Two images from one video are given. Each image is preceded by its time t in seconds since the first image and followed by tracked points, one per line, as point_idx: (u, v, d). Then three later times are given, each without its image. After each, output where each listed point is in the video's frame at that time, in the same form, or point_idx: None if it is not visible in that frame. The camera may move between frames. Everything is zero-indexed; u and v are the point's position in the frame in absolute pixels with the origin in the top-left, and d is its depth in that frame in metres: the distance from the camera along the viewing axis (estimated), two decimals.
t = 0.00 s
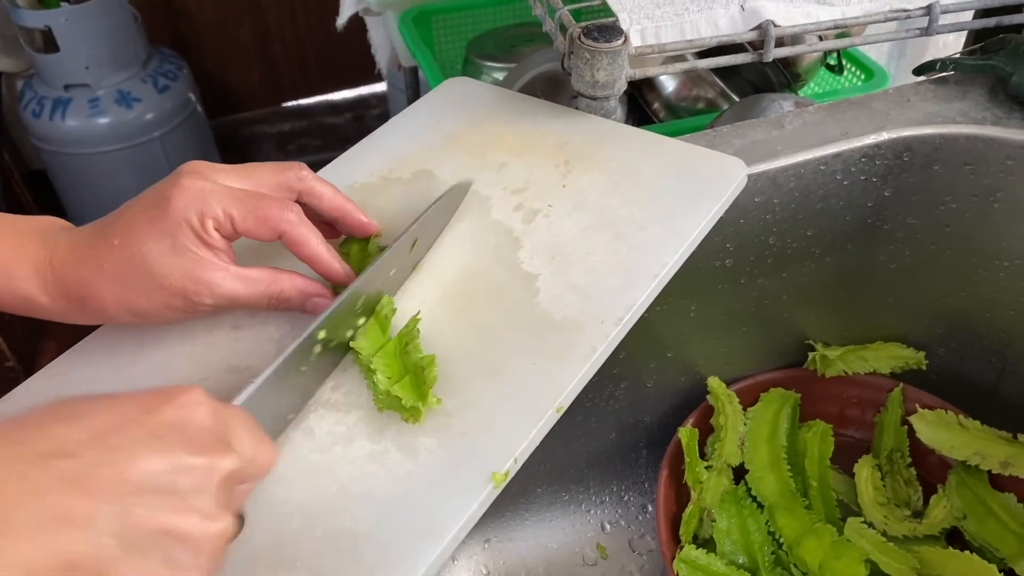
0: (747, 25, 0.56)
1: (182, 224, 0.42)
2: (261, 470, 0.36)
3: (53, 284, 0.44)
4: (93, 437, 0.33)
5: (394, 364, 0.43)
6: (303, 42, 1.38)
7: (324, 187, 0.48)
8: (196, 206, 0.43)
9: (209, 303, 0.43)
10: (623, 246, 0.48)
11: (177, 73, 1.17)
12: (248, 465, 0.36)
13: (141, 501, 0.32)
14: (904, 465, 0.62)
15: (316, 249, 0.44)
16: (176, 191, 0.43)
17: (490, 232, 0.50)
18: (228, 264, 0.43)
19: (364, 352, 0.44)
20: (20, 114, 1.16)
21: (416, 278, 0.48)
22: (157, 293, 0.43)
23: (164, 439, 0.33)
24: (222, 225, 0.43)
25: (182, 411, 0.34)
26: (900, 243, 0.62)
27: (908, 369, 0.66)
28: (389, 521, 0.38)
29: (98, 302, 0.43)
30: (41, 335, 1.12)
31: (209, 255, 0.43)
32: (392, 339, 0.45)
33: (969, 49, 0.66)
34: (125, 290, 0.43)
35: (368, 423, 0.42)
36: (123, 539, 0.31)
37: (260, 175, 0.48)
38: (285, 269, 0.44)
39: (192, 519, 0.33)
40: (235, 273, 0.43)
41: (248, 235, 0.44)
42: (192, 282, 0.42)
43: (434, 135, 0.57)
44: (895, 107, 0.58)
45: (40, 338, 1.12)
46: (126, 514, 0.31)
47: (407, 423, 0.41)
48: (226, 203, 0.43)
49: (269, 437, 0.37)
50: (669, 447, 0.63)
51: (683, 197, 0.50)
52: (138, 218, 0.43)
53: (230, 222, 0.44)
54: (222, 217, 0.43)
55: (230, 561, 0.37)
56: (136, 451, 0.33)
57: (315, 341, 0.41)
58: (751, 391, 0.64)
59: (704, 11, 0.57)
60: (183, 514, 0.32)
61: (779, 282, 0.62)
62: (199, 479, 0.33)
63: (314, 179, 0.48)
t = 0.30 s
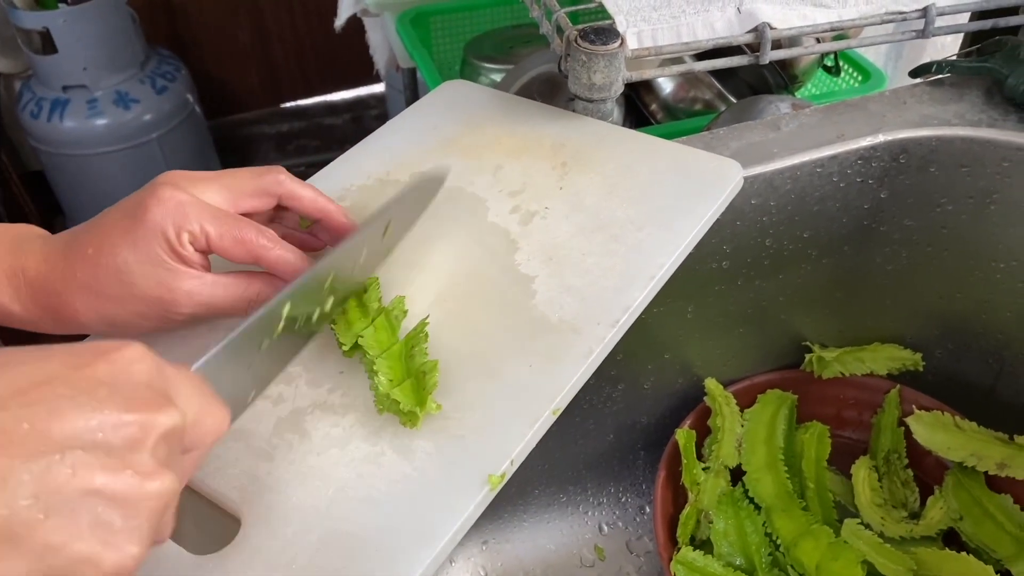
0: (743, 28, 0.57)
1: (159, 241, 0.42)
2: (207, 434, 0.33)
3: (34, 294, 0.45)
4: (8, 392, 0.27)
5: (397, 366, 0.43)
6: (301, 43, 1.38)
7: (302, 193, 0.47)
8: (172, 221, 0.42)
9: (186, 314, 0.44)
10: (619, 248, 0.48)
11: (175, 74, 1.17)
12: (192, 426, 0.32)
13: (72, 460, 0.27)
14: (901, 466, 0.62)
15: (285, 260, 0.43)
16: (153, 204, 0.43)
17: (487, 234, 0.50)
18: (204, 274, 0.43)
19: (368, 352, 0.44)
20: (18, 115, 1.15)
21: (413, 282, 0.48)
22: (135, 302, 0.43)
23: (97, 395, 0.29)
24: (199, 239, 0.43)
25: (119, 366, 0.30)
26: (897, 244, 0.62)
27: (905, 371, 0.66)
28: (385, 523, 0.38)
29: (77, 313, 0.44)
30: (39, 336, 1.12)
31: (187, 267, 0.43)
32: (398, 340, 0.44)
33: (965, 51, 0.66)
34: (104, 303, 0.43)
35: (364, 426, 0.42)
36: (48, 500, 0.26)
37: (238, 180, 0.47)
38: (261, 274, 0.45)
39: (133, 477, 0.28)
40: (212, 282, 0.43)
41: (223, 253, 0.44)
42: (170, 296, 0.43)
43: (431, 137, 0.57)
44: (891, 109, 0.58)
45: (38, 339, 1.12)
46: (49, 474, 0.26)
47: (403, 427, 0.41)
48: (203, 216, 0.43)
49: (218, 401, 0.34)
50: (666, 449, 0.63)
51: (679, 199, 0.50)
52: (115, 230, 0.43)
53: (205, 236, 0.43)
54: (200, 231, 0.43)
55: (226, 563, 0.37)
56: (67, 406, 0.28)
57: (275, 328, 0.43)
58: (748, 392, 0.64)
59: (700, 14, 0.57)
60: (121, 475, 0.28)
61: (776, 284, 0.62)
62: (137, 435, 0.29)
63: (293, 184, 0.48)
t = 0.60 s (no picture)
0: (741, 25, 0.56)
1: (142, 226, 0.42)
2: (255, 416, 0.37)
3: (19, 285, 0.45)
4: (78, 405, 0.31)
5: (395, 364, 0.43)
6: (299, 42, 1.37)
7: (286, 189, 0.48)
8: (157, 208, 0.43)
9: (165, 306, 0.43)
10: (616, 246, 0.48)
11: (173, 73, 1.17)
12: (239, 414, 0.36)
13: (132, 463, 0.31)
14: (899, 464, 0.62)
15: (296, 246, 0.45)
16: (137, 193, 0.43)
17: (486, 231, 0.50)
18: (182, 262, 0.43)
19: (368, 350, 0.44)
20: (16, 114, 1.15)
21: (410, 280, 0.48)
22: (112, 292, 0.42)
23: (150, 400, 0.33)
24: (181, 227, 0.43)
25: (169, 369, 0.34)
26: (895, 242, 0.62)
27: (903, 369, 0.66)
28: (381, 520, 0.38)
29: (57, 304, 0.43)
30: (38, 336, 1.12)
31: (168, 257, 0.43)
32: (398, 337, 0.45)
33: (963, 49, 0.66)
34: (83, 293, 0.42)
35: (361, 423, 0.42)
36: (117, 498, 0.30)
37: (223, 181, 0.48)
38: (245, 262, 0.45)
39: (188, 472, 0.32)
40: (191, 270, 0.43)
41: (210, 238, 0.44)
42: (149, 283, 0.42)
43: (429, 135, 0.57)
44: (889, 107, 0.58)
45: (37, 339, 1.12)
46: (119, 477, 0.30)
47: (399, 425, 0.41)
48: (187, 205, 0.43)
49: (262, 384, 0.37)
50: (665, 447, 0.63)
51: (677, 198, 0.50)
52: (97, 219, 0.43)
53: (191, 224, 0.44)
54: (183, 218, 0.43)
55: (222, 561, 0.37)
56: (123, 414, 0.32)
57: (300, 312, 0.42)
58: (746, 390, 0.64)
59: (698, 11, 0.57)
60: (177, 470, 0.32)
61: (774, 282, 0.62)
62: (186, 435, 0.33)
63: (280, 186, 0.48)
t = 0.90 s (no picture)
0: (741, 24, 0.56)
1: (136, 229, 0.42)
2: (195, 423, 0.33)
3: (17, 288, 0.45)
4: (12, 371, 0.29)
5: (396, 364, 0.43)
6: (299, 42, 1.37)
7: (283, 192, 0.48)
8: (153, 208, 0.42)
9: (157, 307, 0.42)
10: (617, 245, 0.48)
11: (173, 73, 1.17)
12: (183, 411, 0.33)
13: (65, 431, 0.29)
14: (900, 463, 0.62)
15: (277, 246, 0.44)
16: (134, 194, 0.43)
17: (486, 231, 0.50)
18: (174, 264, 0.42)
19: (369, 349, 0.44)
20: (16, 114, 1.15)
21: (410, 279, 0.48)
22: (105, 293, 0.42)
23: (93, 374, 0.30)
24: (176, 228, 0.43)
25: (114, 348, 0.31)
26: (895, 241, 0.62)
27: (903, 367, 0.66)
28: (382, 519, 0.38)
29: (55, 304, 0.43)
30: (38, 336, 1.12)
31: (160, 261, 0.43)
32: (399, 337, 0.45)
33: (963, 48, 0.66)
34: (78, 294, 0.42)
35: (362, 422, 0.42)
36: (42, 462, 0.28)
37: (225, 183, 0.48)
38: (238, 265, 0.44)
39: (112, 451, 0.30)
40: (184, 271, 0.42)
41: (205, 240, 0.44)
42: (140, 284, 0.42)
43: (430, 134, 0.57)
44: (889, 105, 0.58)
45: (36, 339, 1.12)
46: (51, 442, 0.28)
47: (400, 424, 0.41)
48: (183, 206, 0.43)
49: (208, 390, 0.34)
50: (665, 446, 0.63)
51: (677, 197, 0.50)
52: (93, 220, 0.43)
53: (188, 225, 0.43)
54: (178, 219, 0.43)
55: (223, 559, 0.37)
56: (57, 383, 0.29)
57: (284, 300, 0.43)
58: (746, 389, 0.64)
59: (698, 10, 0.57)
60: (113, 448, 0.30)
61: (774, 281, 0.62)
62: (130, 414, 0.31)
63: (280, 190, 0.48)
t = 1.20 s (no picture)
0: (742, 22, 0.56)
1: (107, 133, 0.45)
2: (157, 361, 0.37)
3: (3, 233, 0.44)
4: None
5: (397, 362, 0.43)
6: (299, 42, 1.37)
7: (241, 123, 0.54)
8: (113, 112, 0.46)
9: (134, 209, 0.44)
10: (618, 243, 0.48)
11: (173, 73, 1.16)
12: (145, 353, 0.36)
13: (46, 388, 0.31)
14: (901, 462, 0.61)
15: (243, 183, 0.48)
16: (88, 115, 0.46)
17: (487, 230, 0.50)
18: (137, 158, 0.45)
19: (369, 347, 0.44)
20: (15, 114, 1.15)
21: (409, 276, 0.48)
22: (85, 195, 0.43)
23: (60, 330, 0.33)
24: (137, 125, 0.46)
25: (76, 305, 0.34)
26: (896, 240, 0.62)
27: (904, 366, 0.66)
28: (384, 516, 0.38)
29: (30, 230, 0.44)
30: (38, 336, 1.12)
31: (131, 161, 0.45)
32: (399, 336, 0.45)
33: (964, 46, 0.66)
34: (59, 207, 0.43)
35: (363, 421, 0.42)
36: (30, 418, 0.31)
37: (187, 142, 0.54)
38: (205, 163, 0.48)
39: (98, 399, 0.33)
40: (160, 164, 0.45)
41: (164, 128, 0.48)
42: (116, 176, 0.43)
43: (431, 132, 0.57)
44: (890, 104, 0.58)
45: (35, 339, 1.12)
46: (30, 401, 0.31)
47: (401, 423, 0.41)
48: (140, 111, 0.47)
49: (168, 327, 0.38)
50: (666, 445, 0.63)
51: (678, 195, 0.50)
52: (58, 145, 0.45)
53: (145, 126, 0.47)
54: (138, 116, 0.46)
55: (223, 558, 0.37)
56: (30, 340, 0.32)
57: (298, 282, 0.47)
58: (748, 389, 0.64)
59: (699, 9, 0.57)
60: (89, 397, 0.32)
61: (775, 279, 0.62)
62: (97, 364, 0.33)
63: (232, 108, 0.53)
